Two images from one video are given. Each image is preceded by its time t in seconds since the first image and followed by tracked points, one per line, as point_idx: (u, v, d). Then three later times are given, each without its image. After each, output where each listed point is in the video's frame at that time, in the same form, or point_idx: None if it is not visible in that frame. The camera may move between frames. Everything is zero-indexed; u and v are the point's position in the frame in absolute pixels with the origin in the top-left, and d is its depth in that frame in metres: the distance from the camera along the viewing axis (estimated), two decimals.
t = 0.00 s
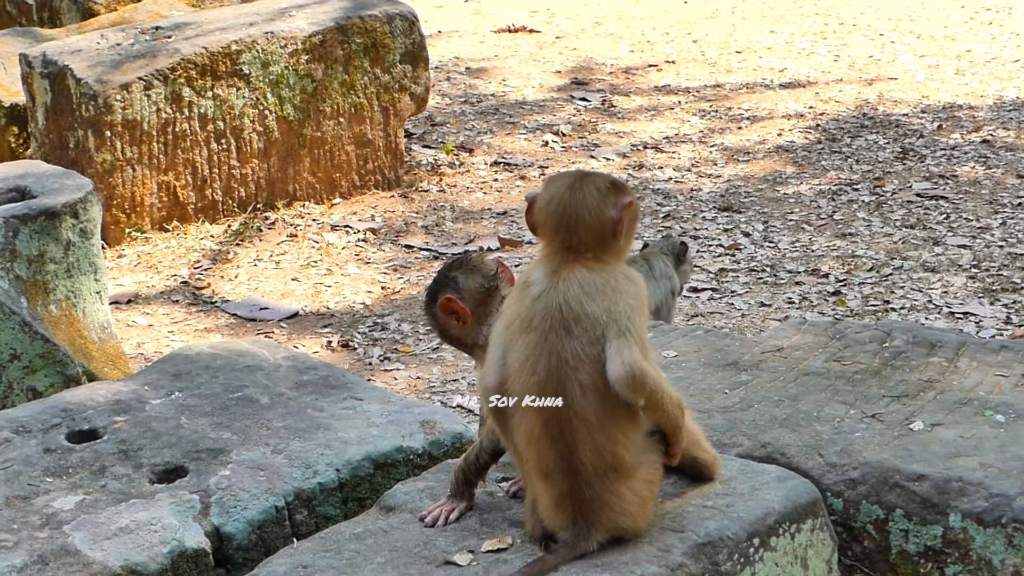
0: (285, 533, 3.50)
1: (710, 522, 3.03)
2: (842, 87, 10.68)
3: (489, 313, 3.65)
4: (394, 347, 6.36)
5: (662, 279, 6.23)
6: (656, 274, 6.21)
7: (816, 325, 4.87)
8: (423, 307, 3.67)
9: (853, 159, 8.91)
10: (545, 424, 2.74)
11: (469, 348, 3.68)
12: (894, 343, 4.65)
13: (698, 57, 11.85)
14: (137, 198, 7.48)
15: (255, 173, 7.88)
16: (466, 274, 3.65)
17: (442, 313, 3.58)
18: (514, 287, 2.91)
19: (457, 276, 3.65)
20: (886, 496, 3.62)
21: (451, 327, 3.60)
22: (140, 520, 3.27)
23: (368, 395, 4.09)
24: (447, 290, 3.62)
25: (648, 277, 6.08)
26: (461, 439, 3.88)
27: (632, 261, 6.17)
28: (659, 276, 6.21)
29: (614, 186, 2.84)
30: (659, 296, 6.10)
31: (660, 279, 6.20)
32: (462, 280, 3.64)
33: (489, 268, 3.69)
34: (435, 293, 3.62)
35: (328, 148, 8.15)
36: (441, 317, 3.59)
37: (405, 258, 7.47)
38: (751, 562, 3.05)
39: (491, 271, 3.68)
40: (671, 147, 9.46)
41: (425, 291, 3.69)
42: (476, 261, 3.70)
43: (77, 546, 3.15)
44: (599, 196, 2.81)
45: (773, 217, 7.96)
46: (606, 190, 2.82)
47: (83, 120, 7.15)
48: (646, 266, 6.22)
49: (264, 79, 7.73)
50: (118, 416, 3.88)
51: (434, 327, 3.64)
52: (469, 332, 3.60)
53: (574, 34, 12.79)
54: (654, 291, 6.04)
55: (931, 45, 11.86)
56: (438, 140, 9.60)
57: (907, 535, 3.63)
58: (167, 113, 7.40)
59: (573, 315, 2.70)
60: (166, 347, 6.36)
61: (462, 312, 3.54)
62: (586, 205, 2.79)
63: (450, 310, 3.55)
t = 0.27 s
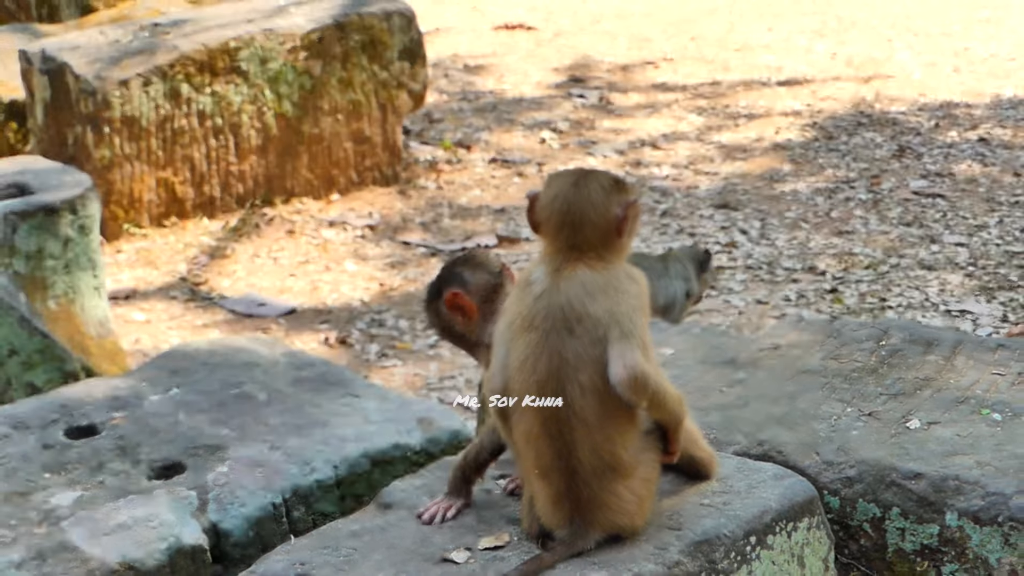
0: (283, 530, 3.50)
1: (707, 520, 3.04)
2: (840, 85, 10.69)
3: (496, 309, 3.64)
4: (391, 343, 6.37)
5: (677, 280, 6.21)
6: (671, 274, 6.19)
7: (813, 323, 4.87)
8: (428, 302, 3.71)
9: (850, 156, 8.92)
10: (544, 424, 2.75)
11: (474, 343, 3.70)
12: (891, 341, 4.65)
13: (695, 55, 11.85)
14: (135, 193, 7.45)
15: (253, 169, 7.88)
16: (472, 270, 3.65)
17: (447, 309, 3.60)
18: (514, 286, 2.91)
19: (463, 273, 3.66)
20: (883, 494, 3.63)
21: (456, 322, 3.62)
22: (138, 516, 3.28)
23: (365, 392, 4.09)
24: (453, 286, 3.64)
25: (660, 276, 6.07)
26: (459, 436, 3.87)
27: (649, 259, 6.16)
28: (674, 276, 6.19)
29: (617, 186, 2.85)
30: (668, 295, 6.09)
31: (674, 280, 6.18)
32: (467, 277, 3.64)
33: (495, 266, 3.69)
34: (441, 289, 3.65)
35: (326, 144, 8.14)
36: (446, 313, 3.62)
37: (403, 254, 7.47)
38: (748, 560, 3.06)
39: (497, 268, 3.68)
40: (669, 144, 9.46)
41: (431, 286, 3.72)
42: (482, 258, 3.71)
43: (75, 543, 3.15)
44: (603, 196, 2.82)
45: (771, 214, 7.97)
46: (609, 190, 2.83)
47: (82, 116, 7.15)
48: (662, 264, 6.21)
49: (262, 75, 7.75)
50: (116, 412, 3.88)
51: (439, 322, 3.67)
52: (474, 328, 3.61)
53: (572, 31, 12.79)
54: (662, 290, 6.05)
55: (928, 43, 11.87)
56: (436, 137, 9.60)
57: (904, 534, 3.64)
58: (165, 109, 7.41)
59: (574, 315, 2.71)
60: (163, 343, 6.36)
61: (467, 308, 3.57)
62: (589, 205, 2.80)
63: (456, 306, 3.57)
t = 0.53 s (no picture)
0: (280, 528, 3.50)
1: (705, 518, 3.04)
2: (839, 83, 10.68)
3: (494, 309, 3.64)
4: (390, 341, 6.36)
5: (676, 278, 6.21)
6: (669, 271, 6.19)
7: (812, 321, 4.87)
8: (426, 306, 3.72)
9: (849, 155, 8.91)
10: (543, 423, 2.74)
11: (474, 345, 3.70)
12: (889, 340, 4.65)
13: (694, 53, 11.84)
14: (134, 191, 7.47)
15: (252, 166, 7.88)
16: (470, 270, 3.68)
17: (446, 310, 3.60)
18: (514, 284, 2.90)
19: (461, 274, 3.67)
20: (881, 492, 3.63)
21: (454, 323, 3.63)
22: (136, 514, 3.27)
23: (363, 390, 4.09)
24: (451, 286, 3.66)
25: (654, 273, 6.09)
26: (457, 434, 3.88)
27: (647, 256, 6.19)
28: (672, 274, 6.19)
29: (619, 185, 2.85)
30: (663, 292, 6.12)
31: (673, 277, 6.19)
32: (465, 277, 3.66)
33: (492, 265, 3.71)
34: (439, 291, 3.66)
35: (325, 141, 8.14)
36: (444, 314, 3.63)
37: (402, 252, 7.47)
38: (746, 559, 3.06)
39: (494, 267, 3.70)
40: (668, 142, 9.45)
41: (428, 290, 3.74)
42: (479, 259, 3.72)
43: (72, 540, 3.15)
44: (606, 195, 2.81)
45: (770, 212, 7.96)
46: (613, 189, 2.82)
47: (81, 113, 7.13)
48: (662, 261, 6.23)
49: (261, 73, 7.72)
50: (114, 410, 3.88)
51: (439, 325, 3.68)
52: (472, 329, 3.61)
53: (571, 29, 12.77)
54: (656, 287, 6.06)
55: (928, 41, 11.86)
56: (434, 134, 9.59)
57: (902, 532, 3.63)
58: (164, 106, 7.39)
59: (576, 315, 2.70)
60: (162, 340, 6.35)
61: (465, 308, 3.57)
62: (593, 205, 2.80)
63: (454, 307, 3.57)
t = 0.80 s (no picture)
0: (279, 526, 3.50)
1: (704, 516, 3.04)
2: (838, 81, 10.69)
3: (485, 313, 3.62)
4: (389, 339, 6.36)
5: (676, 265, 6.43)
6: (670, 258, 6.41)
7: (810, 319, 4.88)
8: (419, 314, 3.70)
9: (848, 153, 8.92)
10: (541, 422, 2.74)
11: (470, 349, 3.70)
12: (888, 338, 4.66)
13: (693, 50, 11.84)
14: (133, 189, 7.47)
15: (251, 164, 7.88)
16: (459, 275, 3.64)
17: (436, 317, 3.61)
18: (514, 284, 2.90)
19: (451, 280, 3.64)
20: (880, 490, 3.63)
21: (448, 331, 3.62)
22: (134, 512, 3.27)
23: (362, 388, 4.09)
24: (440, 293, 3.63)
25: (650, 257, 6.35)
26: (455, 432, 3.88)
27: (649, 242, 6.44)
28: (671, 260, 6.42)
29: (620, 186, 2.87)
30: (659, 277, 6.36)
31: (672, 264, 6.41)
32: (454, 282, 3.63)
33: (481, 267, 3.67)
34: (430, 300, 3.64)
35: (324, 139, 8.14)
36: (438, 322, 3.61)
37: (401, 250, 7.47)
38: (744, 557, 3.06)
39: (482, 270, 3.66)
40: (667, 140, 9.46)
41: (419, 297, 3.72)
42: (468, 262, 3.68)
43: (71, 538, 3.15)
44: (607, 196, 2.82)
45: (769, 210, 7.97)
46: (613, 189, 2.83)
47: (79, 112, 7.12)
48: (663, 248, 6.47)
49: (260, 71, 7.72)
50: (113, 408, 3.88)
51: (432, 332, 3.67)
52: (466, 334, 3.61)
53: (570, 27, 12.78)
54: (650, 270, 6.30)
55: (927, 39, 11.86)
56: (433, 132, 9.59)
57: (900, 530, 3.64)
58: (164, 105, 7.39)
59: (576, 314, 2.70)
60: (161, 339, 6.35)
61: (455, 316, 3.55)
62: (593, 204, 2.80)
63: (446, 314, 3.58)
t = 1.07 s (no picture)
0: (278, 524, 3.50)
1: (702, 514, 3.04)
2: (838, 80, 10.69)
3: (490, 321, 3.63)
4: (389, 338, 6.36)
5: (705, 255, 6.43)
6: (699, 249, 6.40)
7: (810, 318, 4.88)
8: (422, 328, 3.67)
9: (848, 152, 8.92)
10: (543, 419, 2.73)
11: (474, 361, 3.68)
12: (888, 337, 4.66)
13: (693, 50, 11.85)
14: (132, 188, 7.47)
15: (250, 164, 7.88)
16: (463, 285, 3.66)
17: (443, 327, 3.55)
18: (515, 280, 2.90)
19: (455, 291, 3.65)
20: (879, 489, 3.63)
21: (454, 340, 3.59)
22: (134, 510, 3.27)
23: (361, 387, 4.10)
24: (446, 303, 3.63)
25: (683, 248, 6.31)
26: (455, 430, 3.88)
27: (682, 231, 6.38)
28: (701, 250, 6.41)
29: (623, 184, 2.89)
30: (692, 267, 6.38)
31: (700, 254, 6.41)
32: (460, 291, 3.64)
33: (484, 278, 3.71)
34: (434, 311, 3.62)
35: (324, 139, 8.14)
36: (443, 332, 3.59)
37: (400, 249, 7.47)
38: (743, 555, 3.06)
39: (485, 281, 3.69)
40: (667, 139, 9.46)
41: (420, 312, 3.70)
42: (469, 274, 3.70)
43: (70, 536, 3.15)
44: (611, 193, 2.83)
45: (769, 210, 7.97)
46: (617, 187, 2.85)
47: (79, 111, 7.12)
48: (695, 234, 6.43)
49: (259, 70, 7.72)
50: (112, 407, 3.88)
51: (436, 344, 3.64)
52: (473, 343, 3.58)
53: (570, 26, 12.78)
54: (681, 264, 6.32)
55: (926, 38, 11.86)
56: (433, 132, 9.59)
57: (899, 529, 3.64)
58: (163, 104, 7.39)
59: (579, 309, 2.71)
60: (161, 337, 6.35)
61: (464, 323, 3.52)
62: (598, 201, 2.81)
63: (452, 323, 3.52)
